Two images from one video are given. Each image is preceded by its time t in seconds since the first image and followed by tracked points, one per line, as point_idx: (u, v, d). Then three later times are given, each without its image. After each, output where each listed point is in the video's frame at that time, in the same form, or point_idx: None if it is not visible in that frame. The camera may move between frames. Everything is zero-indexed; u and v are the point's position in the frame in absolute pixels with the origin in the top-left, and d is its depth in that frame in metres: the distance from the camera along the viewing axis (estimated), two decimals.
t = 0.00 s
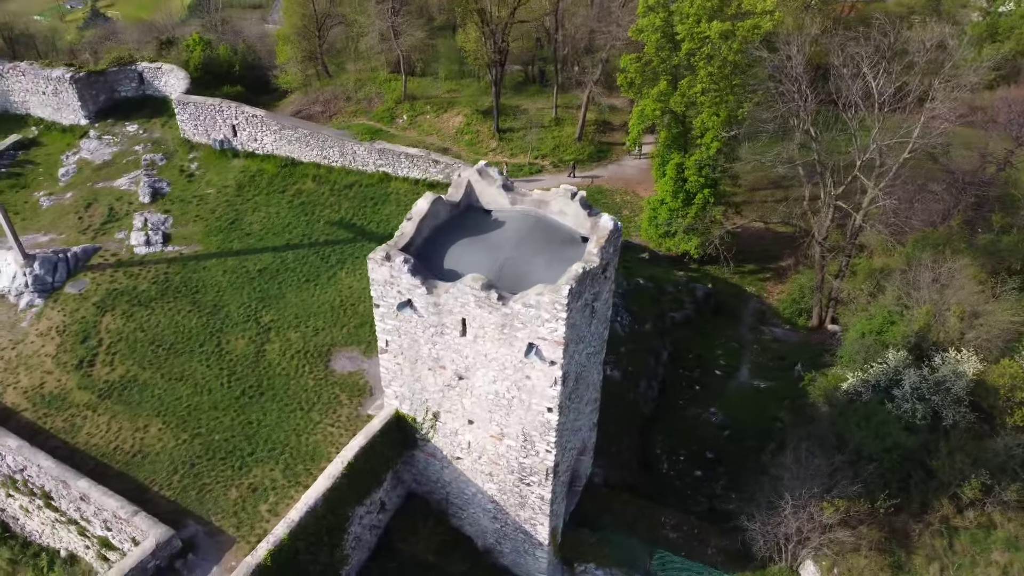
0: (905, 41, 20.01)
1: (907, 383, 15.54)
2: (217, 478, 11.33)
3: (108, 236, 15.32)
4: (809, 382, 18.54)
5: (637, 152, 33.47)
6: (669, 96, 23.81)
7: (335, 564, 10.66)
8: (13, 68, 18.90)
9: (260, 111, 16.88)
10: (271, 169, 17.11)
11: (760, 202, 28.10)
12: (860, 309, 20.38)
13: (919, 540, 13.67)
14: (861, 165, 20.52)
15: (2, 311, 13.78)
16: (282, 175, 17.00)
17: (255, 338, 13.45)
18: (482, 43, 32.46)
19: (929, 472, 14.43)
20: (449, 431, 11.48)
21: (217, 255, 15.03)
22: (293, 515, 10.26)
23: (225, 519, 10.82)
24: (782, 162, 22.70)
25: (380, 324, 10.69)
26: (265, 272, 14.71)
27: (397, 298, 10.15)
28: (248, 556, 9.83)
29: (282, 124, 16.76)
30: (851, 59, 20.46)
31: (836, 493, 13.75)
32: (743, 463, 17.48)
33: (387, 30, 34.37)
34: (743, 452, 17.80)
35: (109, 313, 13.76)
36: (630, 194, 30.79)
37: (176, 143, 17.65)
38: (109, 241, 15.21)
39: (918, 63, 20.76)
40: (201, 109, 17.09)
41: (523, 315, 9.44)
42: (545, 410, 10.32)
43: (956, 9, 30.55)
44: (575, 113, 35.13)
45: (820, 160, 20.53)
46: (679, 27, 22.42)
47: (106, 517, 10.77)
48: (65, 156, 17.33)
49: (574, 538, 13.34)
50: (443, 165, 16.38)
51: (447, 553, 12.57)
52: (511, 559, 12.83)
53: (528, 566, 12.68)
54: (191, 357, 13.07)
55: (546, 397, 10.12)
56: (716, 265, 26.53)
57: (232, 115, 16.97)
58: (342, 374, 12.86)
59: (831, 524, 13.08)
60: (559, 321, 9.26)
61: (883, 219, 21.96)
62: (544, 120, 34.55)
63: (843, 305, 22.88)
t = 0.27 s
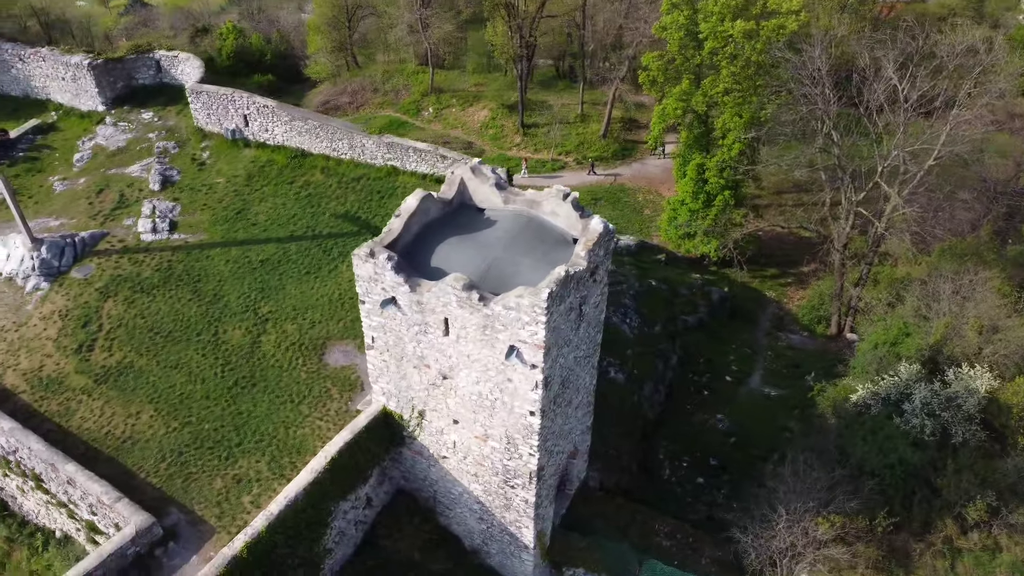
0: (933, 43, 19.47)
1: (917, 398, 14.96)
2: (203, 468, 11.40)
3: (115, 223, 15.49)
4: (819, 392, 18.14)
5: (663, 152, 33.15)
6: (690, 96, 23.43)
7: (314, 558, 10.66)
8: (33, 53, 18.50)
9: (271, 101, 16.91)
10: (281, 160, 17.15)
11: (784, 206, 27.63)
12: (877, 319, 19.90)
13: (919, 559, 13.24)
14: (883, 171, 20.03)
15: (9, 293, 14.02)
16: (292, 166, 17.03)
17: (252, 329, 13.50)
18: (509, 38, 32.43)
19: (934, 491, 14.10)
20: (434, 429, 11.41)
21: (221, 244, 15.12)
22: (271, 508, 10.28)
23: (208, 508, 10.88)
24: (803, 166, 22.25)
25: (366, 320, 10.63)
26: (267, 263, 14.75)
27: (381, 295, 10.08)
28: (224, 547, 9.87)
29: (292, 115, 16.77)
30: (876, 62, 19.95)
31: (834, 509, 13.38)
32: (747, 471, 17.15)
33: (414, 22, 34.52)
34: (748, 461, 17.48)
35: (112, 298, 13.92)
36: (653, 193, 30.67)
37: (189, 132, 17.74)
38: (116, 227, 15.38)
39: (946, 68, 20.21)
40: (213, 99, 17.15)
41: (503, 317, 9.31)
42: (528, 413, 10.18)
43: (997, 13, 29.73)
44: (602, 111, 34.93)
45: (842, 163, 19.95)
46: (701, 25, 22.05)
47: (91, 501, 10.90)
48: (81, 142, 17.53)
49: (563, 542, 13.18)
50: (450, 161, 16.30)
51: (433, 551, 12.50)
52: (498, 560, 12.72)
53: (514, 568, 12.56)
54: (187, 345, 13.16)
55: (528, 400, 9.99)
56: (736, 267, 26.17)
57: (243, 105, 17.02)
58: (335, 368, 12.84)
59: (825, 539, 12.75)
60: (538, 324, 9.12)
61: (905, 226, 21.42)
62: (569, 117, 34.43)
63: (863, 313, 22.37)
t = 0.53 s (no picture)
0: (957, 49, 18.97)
1: (923, 414, 14.71)
2: (192, 461, 11.47)
3: (123, 214, 15.64)
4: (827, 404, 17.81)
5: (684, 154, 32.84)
6: (709, 99, 23.11)
7: (295, 556, 10.67)
8: (50, 44, 18.27)
9: (282, 97, 16.95)
10: (289, 155, 17.17)
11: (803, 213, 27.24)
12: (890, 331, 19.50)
13: None
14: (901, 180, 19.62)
15: (15, 282, 14.22)
16: (300, 162, 17.06)
17: (249, 324, 13.55)
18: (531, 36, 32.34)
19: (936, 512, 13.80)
20: (421, 432, 11.36)
21: (225, 238, 15.20)
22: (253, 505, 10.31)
23: (193, 502, 10.94)
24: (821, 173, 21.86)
25: (353, 320, 10.60)
26: (269, 258, 14.80)
27: (367, 296, 10.04)
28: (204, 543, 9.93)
29: (301, 111, 16.78)
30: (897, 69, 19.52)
31: (829, 526, 13.09)
32: (749, 482, 16.89)
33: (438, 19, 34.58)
34: (751, 472, 17.19)
35: (114, 289, 14.05)
36: (672, 195, 30.42)
37: (200, 125, 17.80)
38: (123, 219, 15.52)
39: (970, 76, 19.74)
40: (224, 93, 17.19)
41: (485, 322, 9.22)
42: (511, 419, 10.09)
43: None
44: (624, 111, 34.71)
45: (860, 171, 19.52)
46: (721, 28, 21.80)
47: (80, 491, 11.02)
48: (95, 133, 17.68)
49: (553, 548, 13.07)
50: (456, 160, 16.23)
51: (419, 552, 12.45)
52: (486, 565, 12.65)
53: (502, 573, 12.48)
54: (185, 338, 13.25)
55: (511, 405, 9.89)
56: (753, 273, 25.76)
57: (253, 100, 17.05)
58: (328, 365, 12.84)
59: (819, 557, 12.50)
60: (520, 330, 9.01)
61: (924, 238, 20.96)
62: (590, 117, 34.27)
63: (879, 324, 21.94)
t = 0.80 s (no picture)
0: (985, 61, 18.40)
1: (929, 437, 14.43)
2: (179, 455, 11.55)
3: (132, 207, 15.85)
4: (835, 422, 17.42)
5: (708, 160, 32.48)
6: (730, 106, 22.76)
7: (273, 554, 10.68)
8: (72, 37, 18.58)
9: (293, 94, 17.00)
10: (299, 153, 17.26)
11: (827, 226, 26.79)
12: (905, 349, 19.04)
13: None
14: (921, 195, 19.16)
15: (22, 270, 14.48)
16: (309, 159, 17.15)
17: (246, 320, 13.62)
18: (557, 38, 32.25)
19: (937, 539, 13.42)
20: (406, 435, 11.32)
21: (230, 233, 15.31)
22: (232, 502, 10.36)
23: (177, 496, 11.03)
24: (842, 185, 21.41)
25: (338, 322, 10.58)
26: (271, 255, 14.87)
27: (351, 298, 10.01)
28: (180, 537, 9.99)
29: (312, 108, 16.86)
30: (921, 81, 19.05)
31: (822, 548, 12.78)
32: (750, 498, 16.58)
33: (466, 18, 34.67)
34: (753, 488, 16.87)
35: (117, 280, 14.23)
36: (694, 202, 30.03)
37: (214, 120, 17.98)
38: (133, 211, 15.73)
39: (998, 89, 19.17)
40: (237, 89, 17.31)
41: (463, 329, 9.14)
42: (491, 427, 9.99)
43: None
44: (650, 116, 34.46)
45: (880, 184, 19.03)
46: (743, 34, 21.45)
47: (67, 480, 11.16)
48: (112, 125, 17.94)
49: (539, 557, 12.94)
50: (464, 162, 16.19)
51: (404, 555, 12.41)
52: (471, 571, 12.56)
53: None
54: (183, 332, 13.36)
55: (490, 414, 9.80)
56: (771, 285, 25.51)
57: (266, 97, 17.16)
58: (320, 365, 12.85)
59: None
60: (496, 339, 8.92)
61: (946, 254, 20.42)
62: (616, 120, 34.10)
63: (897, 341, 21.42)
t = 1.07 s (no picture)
0: (1011, 74, 17.92)
1: (936, 461, 14.08)
2: (171, 450, 11.63)
3: (143, 202, 16.04)
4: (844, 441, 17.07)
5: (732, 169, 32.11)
6: (752, 116, 22.42)
7: (257, 553, 10.71)
8: (95, 32, 18.87)
9: (306, 94, 17.08)
10: (311, 152, 17.35)
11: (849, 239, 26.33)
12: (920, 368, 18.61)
13: None
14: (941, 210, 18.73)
15: (33, 261, 14.73)
16: (320, 159, 17.22)
17: (247, 317, 13.69)
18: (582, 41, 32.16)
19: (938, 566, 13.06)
20: (394, 440, 11.29)
21: (237, 231, 15.42)
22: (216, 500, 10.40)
23: (166, 491, 11.10)
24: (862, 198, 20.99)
25: (328, 324, 10.58)
26: (276, 253, 14.95)
27: (339, 302, 10.00)
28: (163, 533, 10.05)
29: (324, 108, 16.94)
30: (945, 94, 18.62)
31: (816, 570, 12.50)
32: (751, 515, 16.30)
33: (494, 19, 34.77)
34: (756, 505, 16.59)
35: (124, 274, 14.39)
36: (716, 210, 29.65)
37: (229, 117, 18.14)
38: (144, 206, 15.92)
39: None
40: (251, 87, 17.44)
41: (446, 337, 9.08)
42: (475, 435, 9.91)
43: None
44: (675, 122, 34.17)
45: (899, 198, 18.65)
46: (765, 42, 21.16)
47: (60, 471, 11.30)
48: (130, 120, 18.19)
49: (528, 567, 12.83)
50: (472, 165, 16.15)
51: (392, 558, 12.36)
52: None
53: None
54: (183, 328, 13.47)
55: (473, 422, 9.73)
56: (790, 298, 25.12)
57: (279, 96, 17.26)
58: (315, 365, 12.88)
59: None
60: (477, 348, 8.84)
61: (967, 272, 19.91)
62: (640, 125, 33.91)
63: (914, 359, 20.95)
